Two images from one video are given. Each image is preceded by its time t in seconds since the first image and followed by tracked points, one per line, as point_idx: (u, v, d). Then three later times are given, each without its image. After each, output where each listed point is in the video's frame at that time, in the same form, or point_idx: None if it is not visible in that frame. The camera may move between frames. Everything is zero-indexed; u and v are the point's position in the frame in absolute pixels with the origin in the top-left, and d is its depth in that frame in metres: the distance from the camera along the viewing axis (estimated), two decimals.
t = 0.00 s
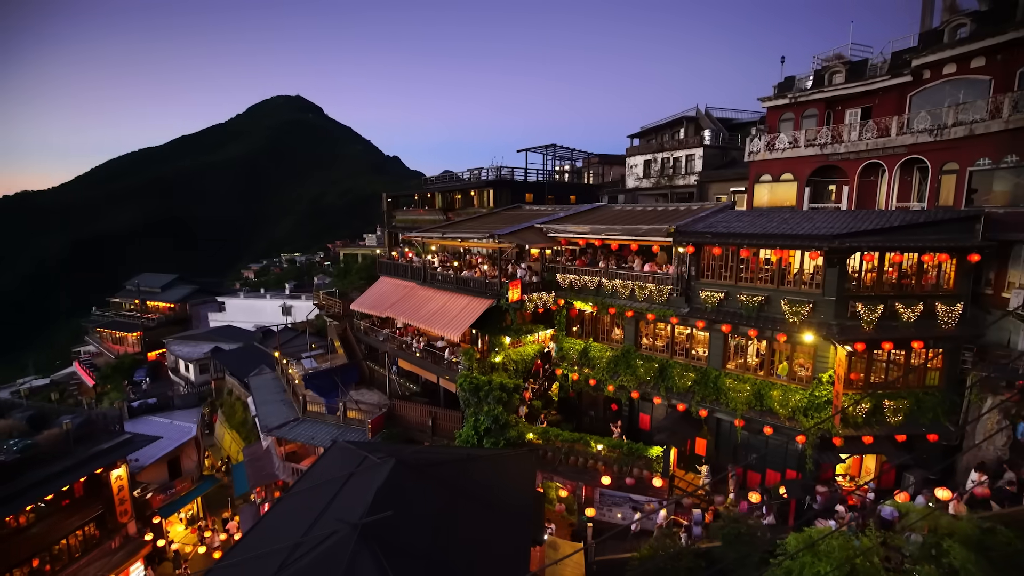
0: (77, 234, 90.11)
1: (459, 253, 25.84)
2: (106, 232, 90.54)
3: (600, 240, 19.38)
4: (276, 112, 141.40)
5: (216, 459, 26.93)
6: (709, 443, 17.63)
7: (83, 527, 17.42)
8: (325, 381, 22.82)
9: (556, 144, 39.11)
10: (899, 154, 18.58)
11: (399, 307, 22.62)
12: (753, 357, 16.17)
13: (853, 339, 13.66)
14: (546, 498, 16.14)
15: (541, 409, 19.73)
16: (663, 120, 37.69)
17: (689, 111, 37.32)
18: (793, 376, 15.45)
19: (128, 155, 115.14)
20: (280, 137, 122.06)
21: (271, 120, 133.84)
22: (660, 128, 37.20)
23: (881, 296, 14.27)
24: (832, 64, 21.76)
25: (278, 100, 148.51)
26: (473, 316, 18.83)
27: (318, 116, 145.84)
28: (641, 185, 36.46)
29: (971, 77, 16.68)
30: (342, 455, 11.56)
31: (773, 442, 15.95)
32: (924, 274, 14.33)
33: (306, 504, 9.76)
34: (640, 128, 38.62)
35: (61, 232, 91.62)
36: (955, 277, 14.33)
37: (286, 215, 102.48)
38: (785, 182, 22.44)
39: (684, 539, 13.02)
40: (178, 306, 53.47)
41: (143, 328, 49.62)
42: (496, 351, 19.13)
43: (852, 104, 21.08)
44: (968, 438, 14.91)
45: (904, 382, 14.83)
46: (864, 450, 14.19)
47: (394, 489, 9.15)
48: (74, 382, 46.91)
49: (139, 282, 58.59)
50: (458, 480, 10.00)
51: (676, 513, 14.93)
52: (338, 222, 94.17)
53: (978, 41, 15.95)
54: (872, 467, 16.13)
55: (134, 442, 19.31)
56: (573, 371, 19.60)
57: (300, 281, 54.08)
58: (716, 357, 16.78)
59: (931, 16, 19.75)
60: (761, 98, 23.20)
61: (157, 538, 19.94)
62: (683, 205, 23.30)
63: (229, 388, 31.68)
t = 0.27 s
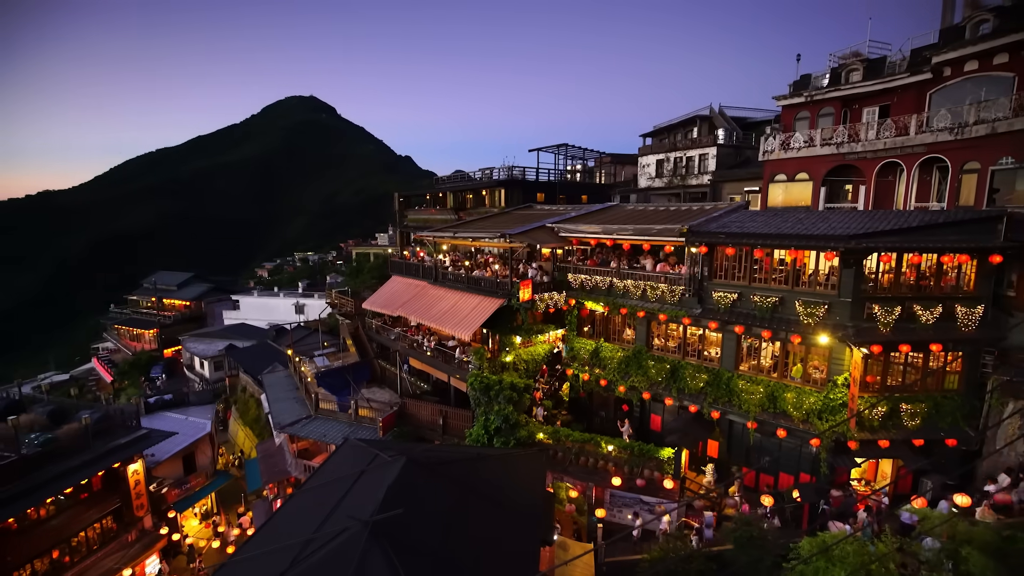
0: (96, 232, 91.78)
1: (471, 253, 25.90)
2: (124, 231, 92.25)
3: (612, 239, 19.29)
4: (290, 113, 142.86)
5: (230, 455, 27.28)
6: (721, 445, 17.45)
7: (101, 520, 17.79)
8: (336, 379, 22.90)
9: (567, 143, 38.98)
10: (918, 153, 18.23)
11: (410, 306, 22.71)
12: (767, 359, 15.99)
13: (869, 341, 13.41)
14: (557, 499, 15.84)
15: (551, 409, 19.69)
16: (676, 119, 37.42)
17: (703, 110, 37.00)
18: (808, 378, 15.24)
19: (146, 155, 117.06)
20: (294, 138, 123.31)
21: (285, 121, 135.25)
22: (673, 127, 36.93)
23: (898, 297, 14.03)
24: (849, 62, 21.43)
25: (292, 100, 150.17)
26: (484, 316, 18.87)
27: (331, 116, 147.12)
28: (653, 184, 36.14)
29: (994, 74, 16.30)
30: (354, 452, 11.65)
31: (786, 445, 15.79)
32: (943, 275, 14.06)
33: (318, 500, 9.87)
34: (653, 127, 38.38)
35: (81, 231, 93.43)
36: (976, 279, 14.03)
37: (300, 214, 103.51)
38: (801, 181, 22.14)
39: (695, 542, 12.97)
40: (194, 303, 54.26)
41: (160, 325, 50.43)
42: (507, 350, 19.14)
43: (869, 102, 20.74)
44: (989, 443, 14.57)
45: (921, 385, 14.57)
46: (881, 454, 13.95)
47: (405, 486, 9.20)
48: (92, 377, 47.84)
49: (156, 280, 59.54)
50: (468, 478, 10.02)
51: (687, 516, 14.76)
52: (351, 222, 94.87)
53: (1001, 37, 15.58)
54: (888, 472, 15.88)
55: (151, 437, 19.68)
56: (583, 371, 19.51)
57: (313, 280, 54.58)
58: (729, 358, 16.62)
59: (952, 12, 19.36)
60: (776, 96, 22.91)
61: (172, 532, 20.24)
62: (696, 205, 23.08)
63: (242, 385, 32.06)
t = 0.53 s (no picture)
0: (117, 231, 93.65)
1: (483, 252, 25.95)
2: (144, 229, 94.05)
3: (626, 239, 19.17)
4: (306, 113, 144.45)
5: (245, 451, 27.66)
6: (735, 447, 17.27)
7: (121, 513, 18.25)
8: (350, 377, 23.05)
9: (580, 143, 38.90)
10: (940, 152, 17.82)
11: (423, 305, 22.81)
12: (783, 361, 15.77)
13: (888, 343, 13.14)
14: (568, 500, 15.79)
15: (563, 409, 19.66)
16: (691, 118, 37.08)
17: (718, 108, 36.63)
18: (824, 381, 14.99)
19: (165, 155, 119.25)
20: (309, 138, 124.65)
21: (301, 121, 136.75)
22: (688, 126, 36.62)
23: (918, 299, 13.73)
24: (869, 58, 21.05)
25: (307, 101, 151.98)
26: (497, 315, 18.89)
27: (346, 116, 148.44)
28: (667, 184, 35.86)
29: (1020, 70, 15.87)
30: (366, 450, 11.73)
31: (802, 449, 15.56)
32: (966, 277, 13.73)
33: (331, 497, 9.96)
34: (667, 126, 38.09)
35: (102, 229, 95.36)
36: (1000, 280, 13.68)
37: (314, 213, 104.65)
38: (818, 180, 21.79)
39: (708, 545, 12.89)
40: (211, 301, 55.16)
41: (178, 323, 51.34)
42: (519, 350, 19.12)
43: (889, 100, 20.34)
44: (1013, 449, 14.19)
45: (942, 390, 14.25)
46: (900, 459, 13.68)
47: (417, 484, 9.23)
48: (113, 373, 48.85)
49: (174, 278, 60.65)
50: (480, 478, 10.03)
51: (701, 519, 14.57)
52: (365, 221, 95.65)
53: None
54: (907, 477, 15.55)
55: (169, 433, 20.05)
56: (596, 372, 19.44)
57: (327, 279, 55.13)
58: (743, 359, 16.42)
59: (977, 7, 18.89)
60: (793, 94, 22.56)
61: (188, 526, 20.54)
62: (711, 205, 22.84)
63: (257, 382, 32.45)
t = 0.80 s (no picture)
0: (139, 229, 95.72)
1: (498, 251, 25.98)
2: (166, 228, 96.05)
3: (641, 239, 19.03)
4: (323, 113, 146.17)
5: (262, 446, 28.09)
6: (751, 450, 17.05)
7: (142, 505, 18.62)
8: (365, 375, 23.29)
9: (596, 143, 38.76)
10: (967, 150, 17.36)
11: (437, 304, 22.91)
12: (801, 363, 15.51)
13: (911, 347, 12.87)
14: (581, 500, 15.39)
15: (577, 409, 19.61)
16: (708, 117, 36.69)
17: (736, 107, 36.19)
18: (844, 384, 14.70)
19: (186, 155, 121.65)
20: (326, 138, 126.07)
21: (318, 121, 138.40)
22: (705, 124, 36.24)
23: (943, 301, 13.38)
24: (893, 55, 20.60)
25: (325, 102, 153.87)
26: (511, 314, 18.92)
27: (362, 117, 149.92)
28: (684, 183, 35.44)
29: None
30: (380, 447, 11.81)
31: (820, 453, 15.29)
32: (993, 279, 13.35)
33: (345, 493, 10.07)
34: (684, 124, 37.74)
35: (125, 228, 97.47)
36: None
37: (331, 212, 105.89)
38: (839, 180, 21.37)
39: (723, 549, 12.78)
40: (229, 299, 56.07)
41: (198, 320, 52.31)
42: (533, 350, 19.08)
43: (913, 97, 19.87)
44: None
45: (967, 395, 13.89)
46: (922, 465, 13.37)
47: (430, 482, 9.26)
48: (135, 368, 49.98)
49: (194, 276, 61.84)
50: (493, 477, 10.03)
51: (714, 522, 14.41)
52: (380, 221, 96.45)
53: None
54: (929, 484, 15.16)
55: (189, 428, 20.46)
56: (610, 372, 19.28)
57: (343, 277, 55.68)
58: (760, 361, 16.18)
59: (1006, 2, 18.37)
60: (814, 92, 22.17)
61: (207, 519, 20.90)
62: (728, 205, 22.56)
63: (274, 379, 32.90)
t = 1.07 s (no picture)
0: (160, 228, 97.69)
1: (512, 251, 25.99)
2: (186, 227, 97.91)
3: (656, 239, 18.87)
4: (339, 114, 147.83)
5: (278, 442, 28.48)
6: (767, 454, 16.81)
7: (161, 498, 19.05)
8: (379, 373, 23.52)
9: (611, 142, 38.58)
10: (994, 148, 16.89)
11: (451, 303, 22.98)
12: (819, 366, 15.24)
13: (934, 350, 12.53)
14: (594, 502, 15.73)
15: (590, 410, 19.55)
16: (725, 115, 36.28)
17: (754, 106, 35.74)
18: (864, 388, 14.42)
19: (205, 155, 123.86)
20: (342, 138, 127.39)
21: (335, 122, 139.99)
22: (722, 123, 35.85)
23: (968, 304, 13.04)
24: (917, 51, 20.14)
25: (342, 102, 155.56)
26: (525, 314, 18.90)
27: (378, 117, 151.27)
28: (700, 182, 35.04)
29: None
30: (394, 445, 11.89)
31: (838, 457, 15.06)
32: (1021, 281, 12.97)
33: (359, 490, 10.14)
34: (701, 123, 37.37)
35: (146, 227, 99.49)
36: None
37: (347, 212, 107.05)
38: (860, 179, 20.96)
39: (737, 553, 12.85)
40: (247, 297, 56.93)
41: (216, 317, 53.18)
42: (546, 350, 19.03)
43: (938, 94, 19.39)
44: None
45: (992, 400, 13.52)
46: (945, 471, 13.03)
47: (443, 481, 9.29)
48: (155, 364, 51.02)
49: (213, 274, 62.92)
50: (505, 476, 10.01)
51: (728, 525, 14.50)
52: (395, 221, 97.17)
53: None
54: (952, 491, 14.75)
55: (207, 423, 20.82)
56: (624, 373, 19.16)
57: (358, 276, 56.22)
58: (777, 363, 15.95)
59: None
60: (834, 90, 21.76)
61: (224, 513, 21.23)
62: (745, 204, 22.25)
63: (290, 376, 33.34)
